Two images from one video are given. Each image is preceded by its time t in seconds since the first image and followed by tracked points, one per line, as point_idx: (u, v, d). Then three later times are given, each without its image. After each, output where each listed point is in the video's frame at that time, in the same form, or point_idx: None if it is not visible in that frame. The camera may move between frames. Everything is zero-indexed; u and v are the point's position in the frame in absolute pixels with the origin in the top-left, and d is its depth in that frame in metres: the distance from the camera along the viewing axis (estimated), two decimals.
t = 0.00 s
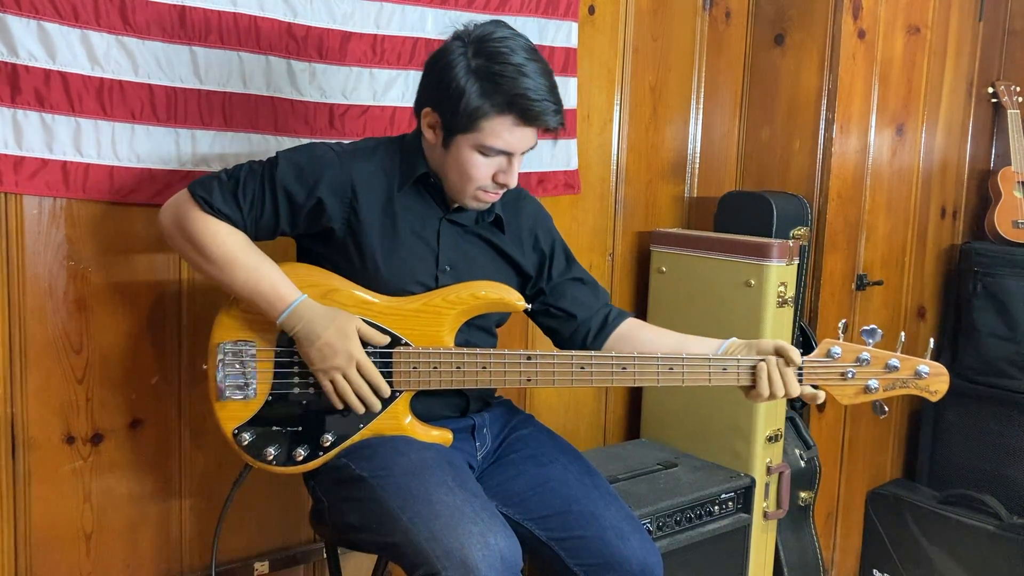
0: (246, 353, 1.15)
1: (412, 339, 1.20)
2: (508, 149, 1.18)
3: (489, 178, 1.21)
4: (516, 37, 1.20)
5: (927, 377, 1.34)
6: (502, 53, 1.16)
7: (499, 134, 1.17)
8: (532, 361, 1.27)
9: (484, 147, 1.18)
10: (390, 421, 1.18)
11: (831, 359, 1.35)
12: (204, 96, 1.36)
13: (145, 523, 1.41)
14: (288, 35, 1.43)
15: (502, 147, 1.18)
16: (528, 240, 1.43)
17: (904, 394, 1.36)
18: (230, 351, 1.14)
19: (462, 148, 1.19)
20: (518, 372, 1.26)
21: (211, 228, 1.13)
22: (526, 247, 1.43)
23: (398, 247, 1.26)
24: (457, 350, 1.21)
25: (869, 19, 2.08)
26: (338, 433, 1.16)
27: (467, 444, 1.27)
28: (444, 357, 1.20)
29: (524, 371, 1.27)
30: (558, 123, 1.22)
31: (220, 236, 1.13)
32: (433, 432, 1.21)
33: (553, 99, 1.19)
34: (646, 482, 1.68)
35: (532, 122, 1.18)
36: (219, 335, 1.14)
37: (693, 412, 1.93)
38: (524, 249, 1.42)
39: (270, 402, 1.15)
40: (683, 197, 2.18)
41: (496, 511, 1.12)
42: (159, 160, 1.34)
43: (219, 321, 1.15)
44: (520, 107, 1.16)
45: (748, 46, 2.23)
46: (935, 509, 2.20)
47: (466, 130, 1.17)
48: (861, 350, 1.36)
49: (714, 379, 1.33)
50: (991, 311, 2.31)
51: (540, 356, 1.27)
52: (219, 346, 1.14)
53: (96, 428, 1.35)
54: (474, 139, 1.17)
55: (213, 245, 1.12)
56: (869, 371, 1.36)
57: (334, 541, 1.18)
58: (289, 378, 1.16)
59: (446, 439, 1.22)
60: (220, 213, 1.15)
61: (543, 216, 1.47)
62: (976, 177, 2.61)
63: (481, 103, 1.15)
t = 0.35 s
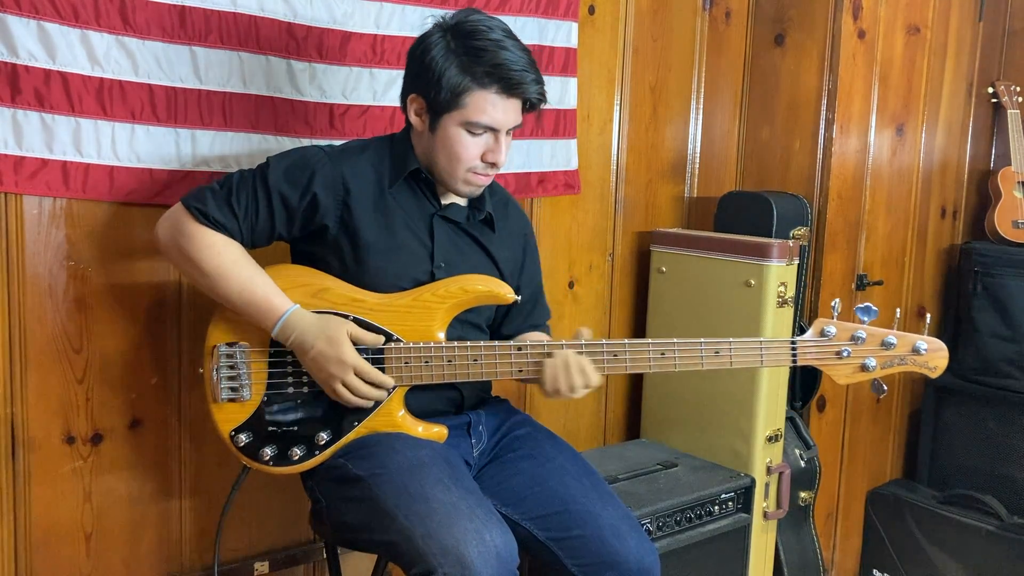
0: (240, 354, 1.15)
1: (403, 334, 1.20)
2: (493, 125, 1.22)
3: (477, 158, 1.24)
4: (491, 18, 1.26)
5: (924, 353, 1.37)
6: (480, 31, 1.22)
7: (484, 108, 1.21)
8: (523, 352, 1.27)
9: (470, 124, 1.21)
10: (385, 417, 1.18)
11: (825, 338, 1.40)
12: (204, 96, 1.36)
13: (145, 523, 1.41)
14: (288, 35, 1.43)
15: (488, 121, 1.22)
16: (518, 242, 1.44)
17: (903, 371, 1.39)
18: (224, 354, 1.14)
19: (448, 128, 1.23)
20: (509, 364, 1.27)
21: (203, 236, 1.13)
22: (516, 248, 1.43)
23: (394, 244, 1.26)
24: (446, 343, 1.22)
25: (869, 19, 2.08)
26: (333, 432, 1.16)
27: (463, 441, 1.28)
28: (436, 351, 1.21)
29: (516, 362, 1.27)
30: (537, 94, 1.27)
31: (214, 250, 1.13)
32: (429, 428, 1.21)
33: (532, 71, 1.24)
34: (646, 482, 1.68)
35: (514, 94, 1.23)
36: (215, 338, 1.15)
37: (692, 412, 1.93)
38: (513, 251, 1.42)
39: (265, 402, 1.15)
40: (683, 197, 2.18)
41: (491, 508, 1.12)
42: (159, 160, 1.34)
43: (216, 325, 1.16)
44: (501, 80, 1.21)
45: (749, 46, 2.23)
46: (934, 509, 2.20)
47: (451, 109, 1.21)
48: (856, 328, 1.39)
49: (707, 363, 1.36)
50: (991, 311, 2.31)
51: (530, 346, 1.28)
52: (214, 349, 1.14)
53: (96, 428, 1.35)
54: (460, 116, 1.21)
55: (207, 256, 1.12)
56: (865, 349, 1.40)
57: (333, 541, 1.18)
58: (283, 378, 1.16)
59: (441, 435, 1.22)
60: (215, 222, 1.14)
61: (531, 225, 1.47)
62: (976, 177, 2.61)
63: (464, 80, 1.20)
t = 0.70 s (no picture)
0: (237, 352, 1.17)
1: (401, 330, 1.21)
2: (470, 115, 1.23)
3: (457, 150, 1.24)
4: (464, 12, 1.27)
5: (918, 333, 1.37)
6: (452, 23, 1.23)
7: (459, 98, 1.22)
8: (519, 343, 1.28)
9: (447, 115, 1.23)
10: (384, 412, 1.19)
11: (818, 321, 1.40)
12: (204, 96, 1.36)
13: (145, 522, 1.41)
14: (288, 35, 1.43)
15: (464, 112, 1.23)
16: (505, 238, 1.46)
17: (899, 352, 1.39)
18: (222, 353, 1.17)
19: (426, 121, 1.24)
20: (506, 355, 1.28)
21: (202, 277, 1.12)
22: (504, 244, 1.46)
23: (388, 242, 1.27)
24: (444, 338, 1.22)
25: (869, 19, 2.08)
26: (333, 429, 1.16)
27: (461, 438, 1.29)
28: (434, 345, 1.21)
29: (512, 353, 1.28)
30: (514, 83, 1.27)
31: (212, 288, 1.12)
32: (426, 425, 1.21)
33: (506, 60, 1.25)
34: (646, 482, 1.68)
35: (488, 82, 1.24)
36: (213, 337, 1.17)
37: (692, 412, 1.93)
38: (501, 247, 1.45)
39: (264, 400, 1.15)
40: (683, 197, 2.18)
41: (495, 503, 1.12)
42: (159, 160, 1.34)
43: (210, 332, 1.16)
44: (474, 69, 1.22)
45: (748, 46, 2.23)
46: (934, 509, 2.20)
47: (428, 102, 1.23)
48: (849, 311, 1.39)
49: (701, 350, 1.39)
50: (992, 311, 2.31)
51: (526, 336, 1.29)
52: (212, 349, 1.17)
53: (96, 428, 1.35)
54: (436, 108, 1.22)
55: (209, 295, 1.11)
56: (859, 330, 1.40)
57: (333, 540, 1.18)
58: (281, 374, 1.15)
59: (439, 431, 1.22)
60: (213, 258, 1.13)
61: (518, 223, 1.50)
62: (976, 177, 2.61)
63: (437, 71, 1.22)
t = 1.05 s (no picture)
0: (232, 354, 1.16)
1: (392, 328, 1.21)
2: (445, 121, 1.23)
3: (434, 154, 1.25)
4: (442, 14, 1.26)
5: (910, 315, 1.42)
6: (427, 28, 1.23)
7: (433, 104, 1.22)
8: (510, 337, 1.29)
9: (421, 120, 1.22)
10: (377, 412, 1.19)
11: (808, 306, 1.44)
12: (204, 96, 1.36)
13: (145, 522, 1.41)
14: (288, 35, 1.43)
15: (438, 117, 1.22)
16: (498, 233, 1.46)
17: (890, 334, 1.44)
18: (217, 355, 1.16)
19: (402, 125, 1.24)
20: (497, 351, 1.28)
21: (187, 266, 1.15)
22: (496, 239, 1.46)
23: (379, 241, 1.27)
24: (436, 335, 1.22)
25: (869, 19, 2.08)
26: (327, 429, 1.16)
27: (457, 436, 1.29)
28: (426, 341, 1.21)
29: (503, 347, 1.28)
30: (490, 86, 1.26)
31: (198, 279, 1.14)
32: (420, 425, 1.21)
33: (482, 65, 1.24)
34: (646, 482, 1.68)
35: (462, 88, 1.22)
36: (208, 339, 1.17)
37: (692, 412, 1.93)
38: (494, 242, 1.45)
39: (258, 403, 1.16)
40: (683, 197, 2.18)
41: (489, 503, 1.12)
42: (159, 159, 1.34)
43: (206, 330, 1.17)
44: (448, 75, 1.21)
45: (748, 46, 2.23)
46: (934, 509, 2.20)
47: (403, 106, 1.23)
48: (839, 296, 1.44)
49: (692, 338, 1.41)
50: (992, 311, 2.31)
51: (517, 331, 1.29)
52: (206, 351, 1.16)
53: (96, 428, 1.35)
54: (411, 113, 1.22)
55: (192, 282, 1.13)
56: (850, 315, 1.44)
57: (332, 540, 1.18)
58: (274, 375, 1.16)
59: (433, 430, 1.22)
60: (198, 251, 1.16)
61: (509, 216, 1.50)
62: (976, 177, 2.61)
63: (411, 77, 1.22)
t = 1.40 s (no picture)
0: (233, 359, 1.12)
1: (392, 327, 1.21)
2: (431, 124, 1.23)
3: (421, 156, 1.26)
4: (426, 16, 1.26)
5: (902, 297, 1.44)
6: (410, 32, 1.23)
7: (418, 107, 1.22)
8: (509, 331, 1.29)
9: (407, 124, 1.23)
10: (379, 410, 1.19)
11: (804, 292, 1.46)
12: (204, 96, 1.36)
13: (144, 522, 1.41)
14: (288, 35, 1.43)
15: (424, 120, 1.23)
16: (492, 232, 1.46)
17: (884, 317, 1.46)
18: (216, 361, 1.12)
19: (389, 129, 1.25)
20: (496, 346, 1.28)
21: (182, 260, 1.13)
22: (491, 236, 1.46)
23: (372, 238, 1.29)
24: (436, 332, 1.23)
25: (869, 19, 2.08)
26: (329, 431, 1.16)
27: (458, 436, 1.30)
28: (426, 339, 1.22)
29: (502, 342, 1.29)
30: (475, 87, 1.26)
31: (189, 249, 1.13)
32: (423, 422, 1.21)
33: (466, 66, 1.24)
34: (646, 482, 1.68)
35: (447, 91, 1.23)
36: (207, 344, 1.12)
37: (692, 411, 1.93)
38: (489, 239, 1.45)
39: (261, 405, 1.14)
40: (683, 197, 2.18)
41: (491, 503, 1.12)
42: (159, 160, 1.34)
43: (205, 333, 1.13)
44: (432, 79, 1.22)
45: (748, 46, 2.23)
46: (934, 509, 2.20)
47: (389, 110, 1.24)
48: (834, 280, 1.46)
49: (691, 326, 1.42)
50: (992, 311, 2.31)
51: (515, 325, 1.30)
52: (206, 357, 1.12)
53: (96, 428, 1.35)
54: (397, 117, 1.23)
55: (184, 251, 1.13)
56: (845, 298, 1.46)
57: (332, 540, 1.18)
58: (275, 377, 1.14)
59: (435, 427, 1.22)
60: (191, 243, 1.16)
61: (504, 212, 1.50)
62: (976, 176, 2.61)
63: (395, 82, 1.22)
